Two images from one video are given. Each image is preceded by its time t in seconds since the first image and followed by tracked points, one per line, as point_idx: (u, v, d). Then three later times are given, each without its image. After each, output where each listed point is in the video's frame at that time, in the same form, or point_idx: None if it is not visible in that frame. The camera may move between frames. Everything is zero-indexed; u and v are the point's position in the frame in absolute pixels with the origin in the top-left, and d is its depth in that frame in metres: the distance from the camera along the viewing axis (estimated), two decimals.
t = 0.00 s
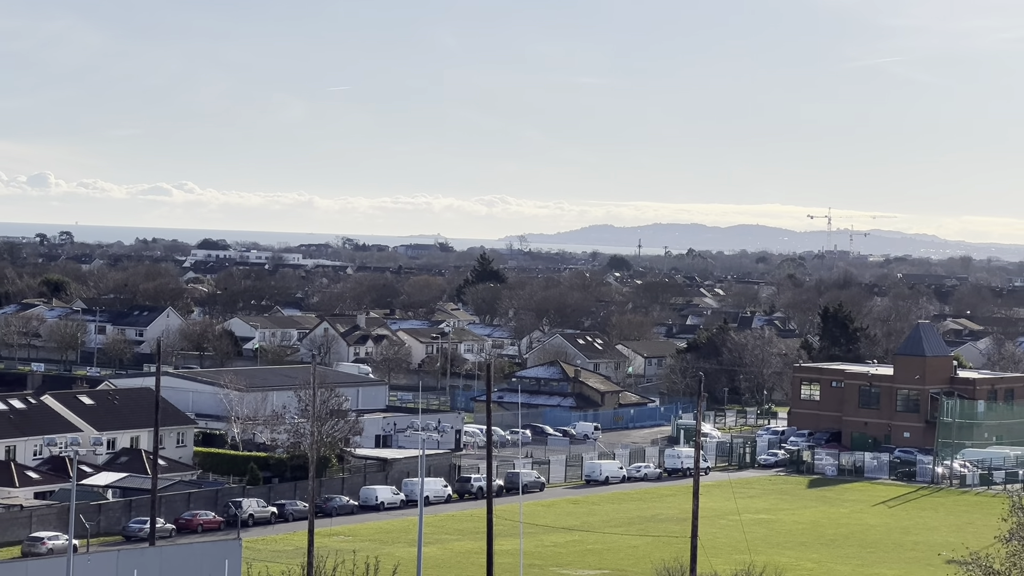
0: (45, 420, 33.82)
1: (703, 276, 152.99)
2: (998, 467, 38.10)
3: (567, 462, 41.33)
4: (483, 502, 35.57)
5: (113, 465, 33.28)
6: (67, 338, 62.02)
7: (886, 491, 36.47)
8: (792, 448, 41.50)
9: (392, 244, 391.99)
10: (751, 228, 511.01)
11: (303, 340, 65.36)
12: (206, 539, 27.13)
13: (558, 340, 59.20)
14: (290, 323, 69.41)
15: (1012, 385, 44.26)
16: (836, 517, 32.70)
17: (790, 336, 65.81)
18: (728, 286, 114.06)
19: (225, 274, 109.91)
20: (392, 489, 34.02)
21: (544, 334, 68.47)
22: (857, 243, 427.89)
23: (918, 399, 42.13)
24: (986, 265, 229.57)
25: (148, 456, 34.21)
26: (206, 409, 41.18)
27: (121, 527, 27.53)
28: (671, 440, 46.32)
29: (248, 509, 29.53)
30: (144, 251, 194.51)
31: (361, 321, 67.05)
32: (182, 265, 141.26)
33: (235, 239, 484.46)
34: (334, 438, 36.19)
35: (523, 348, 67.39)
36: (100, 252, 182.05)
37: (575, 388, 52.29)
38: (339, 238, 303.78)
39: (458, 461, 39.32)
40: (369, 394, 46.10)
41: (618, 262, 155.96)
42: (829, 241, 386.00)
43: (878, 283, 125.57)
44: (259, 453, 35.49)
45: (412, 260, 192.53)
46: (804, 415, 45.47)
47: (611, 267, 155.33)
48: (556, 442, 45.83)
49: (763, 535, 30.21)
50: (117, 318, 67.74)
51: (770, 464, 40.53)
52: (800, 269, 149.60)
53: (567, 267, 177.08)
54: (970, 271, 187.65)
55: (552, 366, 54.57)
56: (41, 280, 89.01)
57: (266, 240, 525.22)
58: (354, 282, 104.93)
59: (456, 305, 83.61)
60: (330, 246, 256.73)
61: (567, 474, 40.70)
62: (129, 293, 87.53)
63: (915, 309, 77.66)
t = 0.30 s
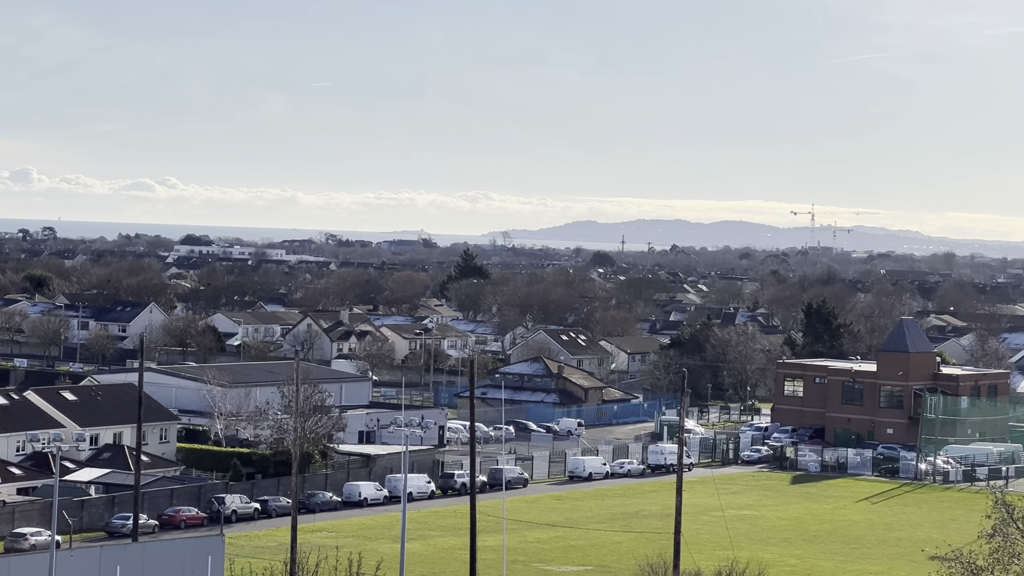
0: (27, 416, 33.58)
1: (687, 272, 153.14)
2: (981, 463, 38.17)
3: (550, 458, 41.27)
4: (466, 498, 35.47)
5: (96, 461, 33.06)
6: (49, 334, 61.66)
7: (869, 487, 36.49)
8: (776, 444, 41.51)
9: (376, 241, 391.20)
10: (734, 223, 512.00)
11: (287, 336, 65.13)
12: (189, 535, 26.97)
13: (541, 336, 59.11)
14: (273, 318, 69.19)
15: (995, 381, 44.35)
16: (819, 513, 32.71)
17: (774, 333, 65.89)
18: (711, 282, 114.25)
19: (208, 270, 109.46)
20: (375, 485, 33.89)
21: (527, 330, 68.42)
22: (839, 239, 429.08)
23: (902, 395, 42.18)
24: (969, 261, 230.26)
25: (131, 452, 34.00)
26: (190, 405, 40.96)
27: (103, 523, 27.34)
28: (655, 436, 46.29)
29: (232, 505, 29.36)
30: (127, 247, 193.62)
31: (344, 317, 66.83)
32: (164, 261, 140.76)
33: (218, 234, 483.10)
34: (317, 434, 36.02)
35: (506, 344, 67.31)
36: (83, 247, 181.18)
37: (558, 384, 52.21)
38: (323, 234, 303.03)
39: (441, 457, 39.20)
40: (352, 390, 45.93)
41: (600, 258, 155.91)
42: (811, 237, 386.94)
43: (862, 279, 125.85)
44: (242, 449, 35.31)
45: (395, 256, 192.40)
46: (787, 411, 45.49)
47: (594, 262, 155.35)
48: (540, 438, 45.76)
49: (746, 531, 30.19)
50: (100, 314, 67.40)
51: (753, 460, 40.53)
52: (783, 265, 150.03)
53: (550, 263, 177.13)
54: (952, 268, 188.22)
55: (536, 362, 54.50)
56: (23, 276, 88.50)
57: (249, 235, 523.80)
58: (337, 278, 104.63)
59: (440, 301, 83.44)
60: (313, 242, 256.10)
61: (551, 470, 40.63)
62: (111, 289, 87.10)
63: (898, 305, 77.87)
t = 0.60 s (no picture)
0: (13, 413, 33.44)
1: (674, 270, 153.33)
2: (967, 460, 38.27)
3: (536, 456, 41.23)
4: (452, 495, 35.40)
5: (82, 457, 32.91)
6: (34, 330, 61.39)
7: (854, 484, 36.53)
8: (762, 441, 41.56)
9: (362, 238, 390.65)
10: (720, 220, 512.70)
11: (273, 333, 64.95)
12: (175, 532, 26.86)
13: (527, 333, 59.05)
14: (260, 315, 69.04)
15: (981, 378, 44.44)
16: (804, 510, 32.73)
17: (760, 330, 65.95)
18: (697, 279, 114.33)
19: (194, 266, 109.20)
20: (361, 482, 33.82)
21: (513, 327, 68.39)
22: (825, 237, 430.08)
23: (887, 392, 42.28)
24: (955, 258, 230.80)
25: (116, 448, 33.86)
26: (175, 401, 40.82)
27: (89, 519, 27.23)
28: (641, 434, 46.28)
29: (217, 501, 29.28)
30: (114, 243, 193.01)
31: (330, 314, 66.69)
32: (150, 258, 140.18)
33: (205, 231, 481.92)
34: (303, 431, 35.90)
35: (492, 341, 67.27)
36: (70, 244, 180.54)
37: (544, 381, 52.16)
38: (308, 232, 302.42)
39: (427, 454, 39.13)
40: (338, 386, 45.83)
41: (587, 255, 155.92)
42: (797, 234, 387.68)
43: (848, 276, 126.15)
44: (228, 446, 35.18)
45: (380, 253, 192.17)
46: (773, 408, 45.53)
47: (581, 259, 155.32)
48: (526, 434, 45.72)
49: (732, 528, 30.20)
50: (86, 310, 67.16)
51: (739, 457, 40.58)
52: (769, 263, 150.29)
53: (537, 260, 177.13)
54: (937, 266, 188.61)
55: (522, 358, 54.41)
56: (8, 272, 88.10)
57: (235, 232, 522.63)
58: (323, 274, 104.34)
59: (426, 298, 83.32)
60: (299, 239, 255.47)
61: (537, 467, 40.60)
62: (97, 286, 86.80)
63: (884, 303, 78.01)
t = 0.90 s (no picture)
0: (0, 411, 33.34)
1: (663, 268, 153.39)
2: (954, 458, 38.38)
3: (524, 453, 41.23)
4: (440, 493, 35.38)
5: (69, 455, 32.81)
6: (22, 327, 61.21)
7: (842, 482, 36.59)
8: (750, 439, 41.61)
9: (350, 236, 390.23)
10: (708, 218, 513.31)
11: (261, 331, 64.83)
12: (163, 530, 26.81)
13: (516, 331, 59.05)
14: (248, 313, 68.89)
15: (968, 377, 44.58)
16: (792, 508, 32.79)
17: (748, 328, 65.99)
18: (686, 277, 114.31)
19: (182, 264, 109.03)
20: (350, 479, 33.77)
21: (501, 325, 68.38)
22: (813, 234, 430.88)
23: (875, 390, 42.39)
24: (945, 257, 231.06)
25: (104, 446, 33.77)
26: (163, 399, 40.74)
27: (76, 517, 27.14)
28: (629, 431, 46.31)
29: (205, 499, 29.22)
30: (102, 241, 192.39)
31: (319, 312, 66.63)
32: (138, 256, 139.95)
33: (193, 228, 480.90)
34: (292, 429, 35.84)
35: (481, 339, 67.26)
36: (57, 242, 179.93)
37: (532, 378, 52.13)
38: (296, 230, 301.97)
39: (415, 451, 39.10)
40: (326, 384, 45.78)
41: (576, 252, 155.93)
42: (785, 233, 388.32)
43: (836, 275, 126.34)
44: (215, 443, 35.10)
45: (369, 250, 191.84)
46: (761, 406, 45.61)
47: (569, 258, 155.37)
48: (514, 432, 45.71)
49: (720, 526, 30.22)
50: (74, 308, 67.00)
51: (727, 455, 40.63)
52: (757, 261, 150.46)
53: (526, 257, 177.09)
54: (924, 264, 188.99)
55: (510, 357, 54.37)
56: None
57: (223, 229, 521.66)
58: (312, 272, 104.14)
59: (414, 296, 83.26)
60: (288, 237, 255.01)
61: (525, 465, 40.61)
62: (84, 283, 86.59)
63: (872, 301, 78.13)
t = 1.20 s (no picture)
0: None
1: (654, 267, 153.30)
2: (943, 457, 38.43)
3: (514, 452, 41.19)
4: (430, 491, 35.32)
5: (58, 453, 32.70)
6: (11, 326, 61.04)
7: (831, 481, 36.62)
8: (740, 438, 41.63)
9: (340, 234, 389.74)
10: (699, 216, 513.66)
11: (251, 329, 64.70)
12: (152, 528, 26.74)
13: (506, 330, 59.00)
14: (238, 311, 68.75)
15: (958, 376, 44.65)
16: (782, 507, 32.80)
17: (738, 327, 65.99)
18: (676, 277, 114.24)
19: (172, 262, 108.74)
20: (340, 478, 33.71)
21: (491, 324, 68.32)
22: (803, 233, 431.42)
23: (864, 390, 42.46)
24: (936, 255, 231.66)
25: (93, 445, 33.67)
26: (152, 397, 40.63)
27: (65, 515, 27.05)
28: (619, 430, 46.32)
29: (195, 498, 29.14)
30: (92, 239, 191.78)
31: (309, 310, 66.51)
32: (127, 253, 139.60)
33: (184, 226, 480.07)
34: (282, 427, 35.75)
35: (470, 338, 67.19)
36: (47, 239, 179.32)
37: (522, 377, 52.08)
38: (287, 228, 301.50)
39: (405, 450, 39.04)
40: (317, 382, 45.68)
41: (566, 251, 155.85)
42: (775, 233, 388.55)
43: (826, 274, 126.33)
44: (205, 442, 34.99)
45: (359, 249, 191.71)
46: (751, 405, 45.63)
47: (559, 256, 155.22)
48: (504, 431, 45.68)
49: (709, 525, 30.21)
50: (63, 306, 66.83)
51: (717, 454, 40.65)
52: (746, 259, 150.57)
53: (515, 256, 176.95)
54: (914, 263, 189.88)
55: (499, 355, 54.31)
56: None
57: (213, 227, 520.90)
58: (303, 270, 103.99)
59: (405, 294, 83.11)
60: (279, 235, 254.60)
61: (515, 464, 40.58)
62: (73, 281, 86.34)
63: (862, 300, 78.18)
